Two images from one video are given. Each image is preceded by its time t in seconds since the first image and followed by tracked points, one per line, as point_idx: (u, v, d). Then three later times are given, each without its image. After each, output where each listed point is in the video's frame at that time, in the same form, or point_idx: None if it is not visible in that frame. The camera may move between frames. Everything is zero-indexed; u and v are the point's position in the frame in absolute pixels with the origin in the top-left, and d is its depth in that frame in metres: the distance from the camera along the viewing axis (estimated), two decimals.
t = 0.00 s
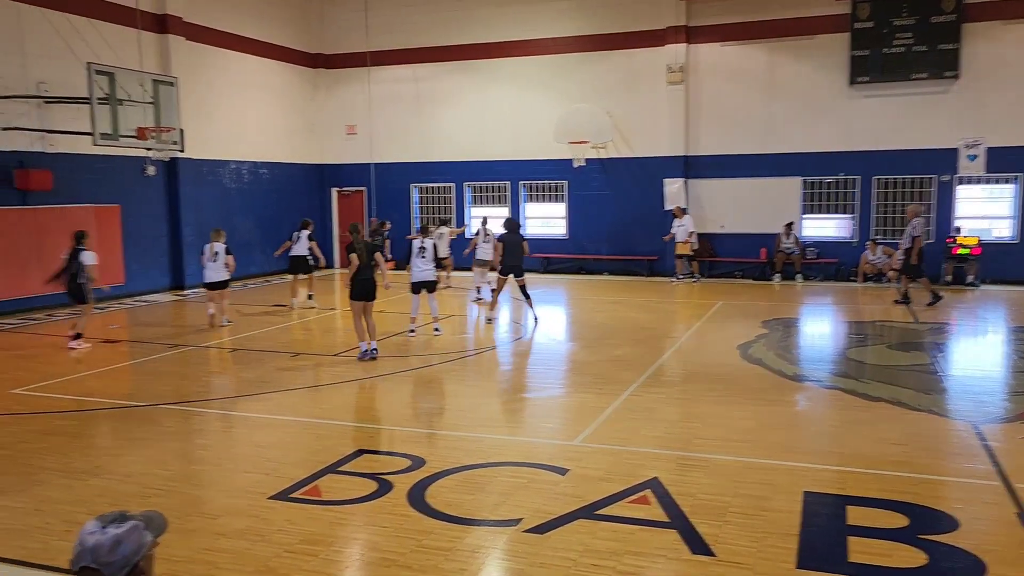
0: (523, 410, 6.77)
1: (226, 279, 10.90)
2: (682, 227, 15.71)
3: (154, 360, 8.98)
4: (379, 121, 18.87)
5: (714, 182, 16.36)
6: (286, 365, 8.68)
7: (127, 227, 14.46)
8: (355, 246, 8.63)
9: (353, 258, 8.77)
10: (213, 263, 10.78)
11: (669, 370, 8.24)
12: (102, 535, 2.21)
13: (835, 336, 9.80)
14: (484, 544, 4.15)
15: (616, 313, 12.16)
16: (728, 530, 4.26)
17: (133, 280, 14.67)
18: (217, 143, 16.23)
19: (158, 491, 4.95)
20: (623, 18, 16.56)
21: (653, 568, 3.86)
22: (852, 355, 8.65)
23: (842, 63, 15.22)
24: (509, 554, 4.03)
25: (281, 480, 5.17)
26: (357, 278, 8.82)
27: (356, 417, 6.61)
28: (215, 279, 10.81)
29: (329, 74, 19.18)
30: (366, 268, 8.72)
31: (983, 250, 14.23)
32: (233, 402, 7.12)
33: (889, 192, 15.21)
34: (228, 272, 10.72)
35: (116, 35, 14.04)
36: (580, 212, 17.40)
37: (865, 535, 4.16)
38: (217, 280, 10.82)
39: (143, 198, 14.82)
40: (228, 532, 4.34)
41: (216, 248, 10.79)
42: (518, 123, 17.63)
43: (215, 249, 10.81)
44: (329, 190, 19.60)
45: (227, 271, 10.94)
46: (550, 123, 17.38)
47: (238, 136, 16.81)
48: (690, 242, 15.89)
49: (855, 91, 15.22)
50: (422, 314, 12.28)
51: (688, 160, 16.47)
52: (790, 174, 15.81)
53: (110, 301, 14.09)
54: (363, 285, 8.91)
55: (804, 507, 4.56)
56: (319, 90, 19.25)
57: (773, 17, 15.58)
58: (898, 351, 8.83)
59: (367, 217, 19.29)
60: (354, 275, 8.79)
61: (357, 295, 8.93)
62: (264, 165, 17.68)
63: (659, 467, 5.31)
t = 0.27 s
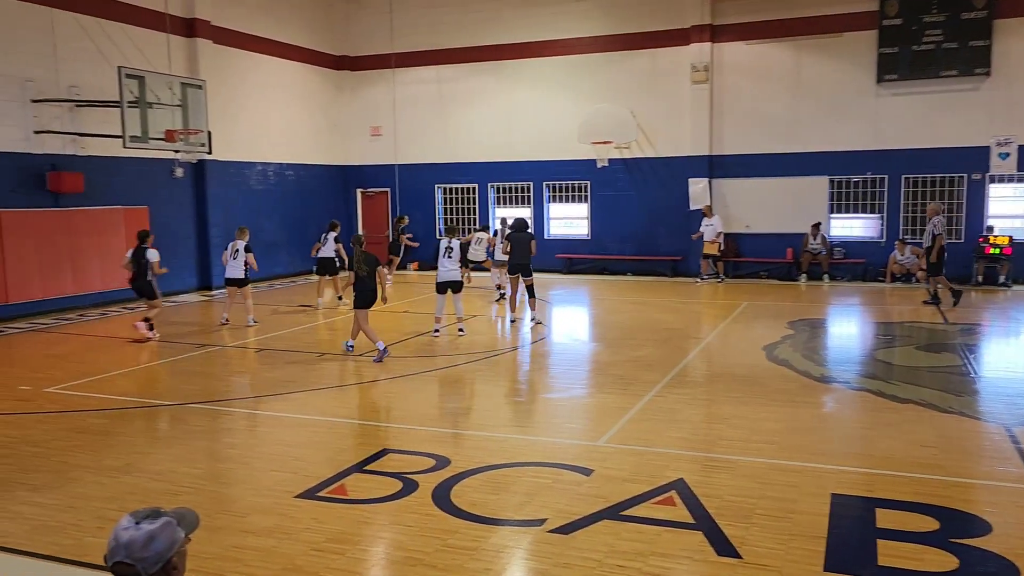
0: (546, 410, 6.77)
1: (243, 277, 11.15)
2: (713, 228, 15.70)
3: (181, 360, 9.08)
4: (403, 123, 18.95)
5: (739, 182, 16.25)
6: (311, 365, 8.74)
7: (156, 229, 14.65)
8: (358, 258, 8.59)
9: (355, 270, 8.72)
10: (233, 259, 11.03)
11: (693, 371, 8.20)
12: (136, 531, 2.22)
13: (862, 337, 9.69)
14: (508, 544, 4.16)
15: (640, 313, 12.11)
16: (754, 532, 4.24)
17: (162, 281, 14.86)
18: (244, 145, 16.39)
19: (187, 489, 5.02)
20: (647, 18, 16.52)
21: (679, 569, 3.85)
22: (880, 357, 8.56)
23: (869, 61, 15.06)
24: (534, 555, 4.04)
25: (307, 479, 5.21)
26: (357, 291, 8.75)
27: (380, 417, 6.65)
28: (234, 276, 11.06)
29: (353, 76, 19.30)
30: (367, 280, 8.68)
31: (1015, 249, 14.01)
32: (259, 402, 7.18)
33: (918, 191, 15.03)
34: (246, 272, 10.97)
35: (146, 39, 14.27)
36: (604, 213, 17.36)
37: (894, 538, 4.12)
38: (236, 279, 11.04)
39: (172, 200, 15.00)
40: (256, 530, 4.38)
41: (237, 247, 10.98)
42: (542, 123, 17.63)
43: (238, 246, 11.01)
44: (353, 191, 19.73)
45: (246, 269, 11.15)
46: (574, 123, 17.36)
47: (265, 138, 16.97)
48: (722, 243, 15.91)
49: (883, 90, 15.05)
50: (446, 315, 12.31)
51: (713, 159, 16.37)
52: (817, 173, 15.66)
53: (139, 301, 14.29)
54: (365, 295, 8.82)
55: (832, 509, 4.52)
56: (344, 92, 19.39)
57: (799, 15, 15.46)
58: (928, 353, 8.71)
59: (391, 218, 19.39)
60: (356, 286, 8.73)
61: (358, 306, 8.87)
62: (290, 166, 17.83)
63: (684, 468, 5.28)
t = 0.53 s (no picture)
0: (569, 411, 6.77)
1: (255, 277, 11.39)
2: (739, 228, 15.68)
3: (206, 360, 9.18)
4: (425, 124, 19.01)
5: (763, 182, 16.14)
6: (335, 365, 8.80)
7: (182, 230, 14.82)
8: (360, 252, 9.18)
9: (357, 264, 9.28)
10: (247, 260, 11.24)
11: (717, 372, 8.16)
12: (164, 528, 2.24)
13: (888, 339, 9.59)
14: (531, 545, 4.17)
15: (662, 315, 12.08)
16: (779, 535, 4.20)
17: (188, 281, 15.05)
18: (268, 147, 16.52)
19: (213, 488, 5.07)
20: (670, 18, 16.46)
21: (702, 572, 3.82)
22: (907, 359, 8.46)
23: (896, 60, 14.89)
24: (557, 556, 4.03)
25: (331, 478, 5.24)
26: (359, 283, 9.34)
27: (403, 417, 6.68)
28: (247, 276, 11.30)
29: (376, 78, 19.41)
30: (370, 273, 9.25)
31: None
32: (283, 402, 7.24)
33: (945, 192, 14.84)
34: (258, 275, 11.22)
35: (172, 43, 14.45)
36: (626, 214, 17.32)
37: (921, 542, 4.06)
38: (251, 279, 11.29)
39: (197, 202, 15.17)
40: (280, 529, 4.42)
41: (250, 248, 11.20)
42: (564, 124, 17.61)
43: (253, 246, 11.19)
44: (376, 193, 19.83)
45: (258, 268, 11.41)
46: (596, 124, 17.33)
47: (289, 140, 17.09)
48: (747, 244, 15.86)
49: (909, 89, 14.87)
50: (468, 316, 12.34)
51: (736, 160, 16.27)
52: (842, 173, 15.51)
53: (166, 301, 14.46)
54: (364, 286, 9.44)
55: (858, 513, 4.47)
56: (367, 94, 19.50)
57: (824, 14, 15.32)
58: (955, 355, 8.60)
59: (414, 219, 19.46)
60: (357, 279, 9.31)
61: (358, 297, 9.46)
62: (313, 168, 17.96)
63: (708, 470, 5.26)
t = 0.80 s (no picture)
0: (590, 412, 6.76)
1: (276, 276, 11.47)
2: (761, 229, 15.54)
3: (230, 359, 9.27)
4: (447, 125, 19.05)
5: (786, 183, 16.02)
6: (356, 365, 8.85)
7: (206, 230, 14.96)
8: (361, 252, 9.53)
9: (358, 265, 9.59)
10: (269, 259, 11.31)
11: (739, 374, 8.12)
12: (189, 526, 2.26)
13: (914, 341, 9.48)
14: (551, 546, 4.16)
15: (684, 316, 12.02)
16: (801, 538, 4.17)
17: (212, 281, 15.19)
18: (291, 148, 16.64)
19: (236, 486, 5.11)
20: (692, 19, 16.39)
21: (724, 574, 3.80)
22: (932, 361, 8.36)
23: (922, 59, 14.72)
24: (578, 557, 4.03)
25: (352, 477, 5.27)
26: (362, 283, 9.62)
27: (424, 417, 6.71)
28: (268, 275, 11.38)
29: (398, 79, 19.50)
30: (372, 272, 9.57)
31: None
32: (305, 401, 7.29)
33: (972, 192, 14.65)
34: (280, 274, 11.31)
35: (198, 46, 14.61)
36: (647, 214, 17.26)
37: (948, 547, 4.02)
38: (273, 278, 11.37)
39: (221, 203, 15.30)
40: (302, 527, 4.45)
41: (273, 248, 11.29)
42: (585, 125, 17.58)
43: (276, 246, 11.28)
44: (398, 194, 19.92)
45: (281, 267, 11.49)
46: (618, 124, 17.28)
47: (311, 141, 17.21)
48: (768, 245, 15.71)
49: (935, 88, 14.70)
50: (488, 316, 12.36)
51: (759, 160, 16.16)
52: (866, 174, 15.36)
53: (189, 301, 14.61)
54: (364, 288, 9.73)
55: (883, 517, 4.42)
56: (389, 96, 19.59)
57: (848, 13, 15.19)
58: (982, 358, 8.49)
59: (435, 220, 19.52)
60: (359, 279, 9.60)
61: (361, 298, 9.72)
62: (336, 169, 18.06)
63: (730, 472, 5.23)
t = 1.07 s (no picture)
0: (610, 414, 6.75)
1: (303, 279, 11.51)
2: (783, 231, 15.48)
3: (253, 359, 9.34)
4: (467, 126, 19.09)
5: (809, 184, 15.89)
6: (376, 365, 8.89)
7: (229, 231, 15.10)
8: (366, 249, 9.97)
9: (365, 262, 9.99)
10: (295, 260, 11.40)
11: (761, 376, 8.06)
12: (214, 522, 2.27)
13: (939, 344, 9.37)
14: (572, 547, 4.16)
15: (705, 317, 11.96)
16: (825, 542, 4.14)
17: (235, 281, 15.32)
18: (313, 149, 16.75)
19: (259, 484, 5.15)
20: (715, 19, 16.31)
21: None
22: (958, 365, 8.26)
23: (948, 59, 14.55)
24: (597, 558, 4.02)
25: (373, 477, 5.29)
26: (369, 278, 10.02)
27: (444, 417, 6.73)
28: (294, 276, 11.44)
29: (419, 81, 19.57)
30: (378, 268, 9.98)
31: None
32: (327, 401, 7.33)
33: (999, 193, 14.45)
34: (307, 274, 11.34)
35: (222, 48, 14.75)
36: (669, 215, 17.19)
37: (973, 552, 3.97)
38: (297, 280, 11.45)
39: (244, 203, 15.43)
40: (324, 526, 4.48)
41: (298, 250, 11.39)
42: (606, 126, 17.55)
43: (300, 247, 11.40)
44: (419, 195, 19.98)
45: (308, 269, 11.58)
46: (639, 125, 17.23)
47: (333, 142, 17.31)
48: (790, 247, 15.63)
49: (961, 88, 14.52)
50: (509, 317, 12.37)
51: (781, 161, 16.05)
52: (891, 175, 15.21)
53: (213, 301, 14.75)
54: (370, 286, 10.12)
55: (906, 521, 4.38)
56: (411, 97, 19.66)
57: (872, 12, 15.06)
58: (1009, 361, 8.36)
59: (456, 221, 19.56)
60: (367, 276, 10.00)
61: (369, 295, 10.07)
62: (357, 170, 18.15)
63: (751, 475, 5.20)
